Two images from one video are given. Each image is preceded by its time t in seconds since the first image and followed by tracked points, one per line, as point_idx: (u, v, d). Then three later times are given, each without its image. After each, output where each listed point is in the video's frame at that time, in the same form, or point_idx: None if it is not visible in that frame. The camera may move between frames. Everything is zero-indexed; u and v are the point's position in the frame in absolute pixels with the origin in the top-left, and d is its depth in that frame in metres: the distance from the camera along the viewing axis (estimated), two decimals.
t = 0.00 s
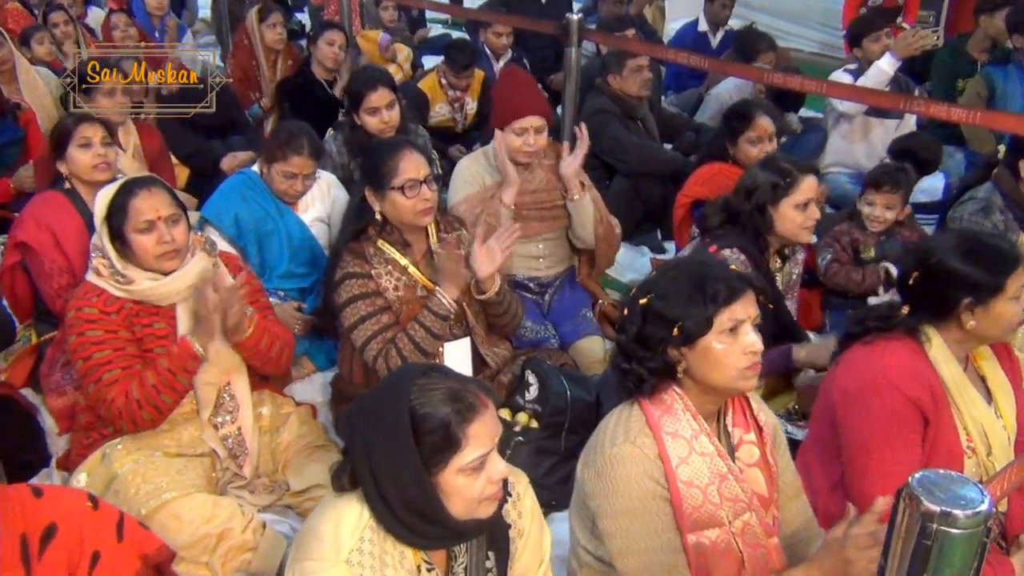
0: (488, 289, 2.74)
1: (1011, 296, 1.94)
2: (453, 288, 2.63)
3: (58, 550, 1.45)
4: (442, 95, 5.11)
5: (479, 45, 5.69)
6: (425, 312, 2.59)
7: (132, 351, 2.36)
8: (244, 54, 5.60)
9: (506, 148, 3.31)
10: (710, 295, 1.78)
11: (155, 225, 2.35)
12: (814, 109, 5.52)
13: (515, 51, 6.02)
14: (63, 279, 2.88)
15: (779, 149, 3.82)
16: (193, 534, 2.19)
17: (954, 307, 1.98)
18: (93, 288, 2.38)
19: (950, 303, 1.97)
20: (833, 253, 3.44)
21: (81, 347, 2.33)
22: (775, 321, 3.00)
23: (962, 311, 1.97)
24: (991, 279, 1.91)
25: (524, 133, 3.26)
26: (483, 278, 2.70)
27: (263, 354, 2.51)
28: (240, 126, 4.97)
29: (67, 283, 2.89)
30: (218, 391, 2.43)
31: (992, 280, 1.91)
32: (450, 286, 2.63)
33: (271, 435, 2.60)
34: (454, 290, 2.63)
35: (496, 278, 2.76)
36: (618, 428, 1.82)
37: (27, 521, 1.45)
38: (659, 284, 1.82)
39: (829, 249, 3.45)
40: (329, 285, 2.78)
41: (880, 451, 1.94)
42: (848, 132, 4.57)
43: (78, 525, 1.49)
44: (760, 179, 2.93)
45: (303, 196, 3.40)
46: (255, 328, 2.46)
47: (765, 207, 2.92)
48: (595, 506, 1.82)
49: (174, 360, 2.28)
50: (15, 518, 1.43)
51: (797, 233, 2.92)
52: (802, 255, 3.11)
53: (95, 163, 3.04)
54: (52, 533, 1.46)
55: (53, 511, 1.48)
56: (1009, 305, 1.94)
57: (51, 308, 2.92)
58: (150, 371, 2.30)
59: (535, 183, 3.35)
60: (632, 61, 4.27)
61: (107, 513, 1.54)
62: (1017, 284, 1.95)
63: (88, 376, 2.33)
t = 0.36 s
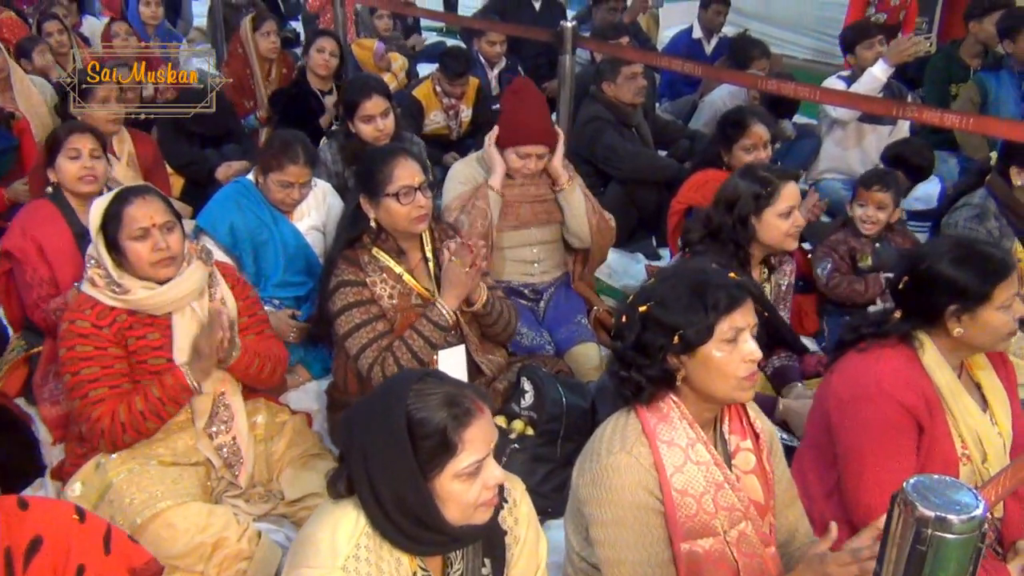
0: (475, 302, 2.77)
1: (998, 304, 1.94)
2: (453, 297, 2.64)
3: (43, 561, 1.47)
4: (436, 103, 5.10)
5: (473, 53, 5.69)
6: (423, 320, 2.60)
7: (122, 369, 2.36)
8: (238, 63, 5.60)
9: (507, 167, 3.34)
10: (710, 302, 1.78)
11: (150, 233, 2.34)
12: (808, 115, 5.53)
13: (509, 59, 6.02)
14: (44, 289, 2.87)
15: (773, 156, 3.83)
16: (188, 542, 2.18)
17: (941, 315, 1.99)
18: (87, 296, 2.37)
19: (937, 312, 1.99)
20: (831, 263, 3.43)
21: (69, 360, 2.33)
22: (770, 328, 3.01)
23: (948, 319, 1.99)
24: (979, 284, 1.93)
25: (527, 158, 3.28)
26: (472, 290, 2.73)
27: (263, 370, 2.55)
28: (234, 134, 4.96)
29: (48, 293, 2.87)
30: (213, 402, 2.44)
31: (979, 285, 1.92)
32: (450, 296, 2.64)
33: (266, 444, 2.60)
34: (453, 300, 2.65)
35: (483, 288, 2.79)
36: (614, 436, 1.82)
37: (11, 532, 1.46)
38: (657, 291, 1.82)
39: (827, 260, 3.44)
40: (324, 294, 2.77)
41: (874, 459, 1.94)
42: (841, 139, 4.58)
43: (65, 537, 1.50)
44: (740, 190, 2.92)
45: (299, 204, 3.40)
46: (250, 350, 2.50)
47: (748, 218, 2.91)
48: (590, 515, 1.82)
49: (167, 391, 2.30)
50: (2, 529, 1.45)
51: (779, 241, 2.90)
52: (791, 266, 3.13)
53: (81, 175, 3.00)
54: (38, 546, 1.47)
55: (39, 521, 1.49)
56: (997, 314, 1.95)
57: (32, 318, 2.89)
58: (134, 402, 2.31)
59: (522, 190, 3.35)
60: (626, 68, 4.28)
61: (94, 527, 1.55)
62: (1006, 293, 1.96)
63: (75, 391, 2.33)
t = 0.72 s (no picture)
0: (470, 311, 2.76)
1: (984, 309, 1.95)
2: (453, 306, 2.66)
3: (86, 551, 1.60)
4: (436, 112, 5.12)
5: (474, 63, 5.71)
6: (425, 329, 2.60)
7: (117, 379, 2.36)
8: (239, 71, 5.61)
9: (512, 176, 3.34)
10: (708, 312, 1.78)
11: (147, 240, 2.34)
12: (807, 125, 5.55)
13: (509, 68, 6.04)
14: (49, 299, 2.88)
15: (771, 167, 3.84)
16: (185, 551, 2.18)
17: (928, 316, 2.01)
18: (85, 303, 2.38)
19: (924, 312, 2.01)
20: (826, 282, 3.45)
21: (67, 370, 2.32)
22: (768, 337, 3.01)
23: (935, 321, 2.01)
24: (965, 288, 1.95)
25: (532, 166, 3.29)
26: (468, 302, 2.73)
27: (261, 379, 2.53)
28: (234, 142, 4.97)
29: (53, 302, 2.89)
30: (211, 408, 2.44)
31: (964, 288, 1.95)
32: (451, 304, 2.66)
33: (264, 451, 2.59)
34: (454, 308, 2.66)
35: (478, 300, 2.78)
36: (612, 446, 1.82)
37: (61, 519, 1.60)
38: (656, 299, 1.83)
39: (821, 277, 3.46)
40: (323, 303, 2.77)
41: (869, 464, 1.94)
42: (840, 148, 4.60)
43: (105, 531, 1.62)
44: (742, 203, 2.91)
45: (298, 213, 3.40)
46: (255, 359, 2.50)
47: (755, 228, 2.91)
48: (590, 525, 1.82)
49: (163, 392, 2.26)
50: (48, 516, 1.59)
51: (784, 248, 2.93)
52: (790, 275, 3.15)
53: (83, 184, 3.01)
54: (83, 535, 1.61)
55: (87, 513, 1.63)
56: (982, 318, 1.96)
57: (37, 326, 2.91)
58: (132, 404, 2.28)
59: (525, 200, 3.34)
60: (625, 78, 4.29)
61: (131, 525, 1.66)
62: (994, 298, 1.96)
63: (71, 399, 2.33)
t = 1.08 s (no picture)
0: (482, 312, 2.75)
1: (985, 312, 1.96)
2: (450, 309, 2.61)
3: (92, 551, 1.62)
4: (442, 117, 5.13)
5: (480, 68, 5.71)
6: (423, 332, 2.57)
7: (126, 369, 2.35)
8: (246, 75, 5.62)
9: (523, 178, 3.32)
10: (713, 317, 1.78)
11: (153, 241, 2.35)
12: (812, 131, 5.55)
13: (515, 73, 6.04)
14: (53, 300, 2.88)
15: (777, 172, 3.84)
16: (190, 554, 2.18)
17: (930, 319, 2.01)
18: (92, 305, 2.38)
19: (925, 315, 2.01)
20: (833, 290, 3.46)
21: (78, 366, 2.33)
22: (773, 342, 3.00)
23: (936, 323, 2.01)
24: (966, 292, 1.95)
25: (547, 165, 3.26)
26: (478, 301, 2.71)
27: (265, 361, 2.55)
28: (241, 146, 4.98)
29: (56, 304, 2.88)
30: (216, 410, 2.44)
31: (965, 290, 1.95)
32: (448, 307, 2.60)
33: (269, 454, 2.59)
34: (450, 310, 2.61)
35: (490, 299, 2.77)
36: (618, 453, 1.82)
37: (69, 521, 1.62)
38: (661, 306, 1.83)
39: (829, 285, 3.47)
40: (326, 305, 2.77)
41: (873, 468, 1.94)
42: (846, 154, 4.58)
43: (114, 532, 1.65)
44: (756, 210, 2.88)
45: (304, 217, 3.41)
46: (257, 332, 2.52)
47: (773, 232, 2.92)
48: (595, 532, 1.81)
49: (151, 371, 2.28)
50: (57, 519, 1.61)
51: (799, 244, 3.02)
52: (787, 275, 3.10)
53: (95, 187, 3.02)
54: (90, 536, 1.63)
55: (94, 514, 1.65)
56: (984, 320, 1.96)
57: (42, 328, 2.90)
58: (121, 398, 2.28)
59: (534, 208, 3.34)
60: (631, 83, 4.28)
61: (139, 525, 1.70)
62: (996, 301, 1.96)
63: (82, 396, 2.32)
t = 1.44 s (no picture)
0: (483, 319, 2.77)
1: (1000, 324, 1.94)
2: (465, 314, 2.65)
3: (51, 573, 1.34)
4: (450, 120, 5.12)
5: (489, 71, 5.72)
6: (437, 337, 2.60)
7: (121, 387, 2.37)
8: (256, 79, 5.64)
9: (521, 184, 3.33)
10: (719, 320, 1.78)
11: (163, 245, 2.36)
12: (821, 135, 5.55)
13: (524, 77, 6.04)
14: (62, 306, 2.90)
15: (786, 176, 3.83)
16: (199, 557, 2.18)
17: (944, 331, 2.00)
18: (100, 309, 2.39)
19: (937, 324, 2.01)
20: (844, 295, 3.45)
21: (73, 373, 2.34)
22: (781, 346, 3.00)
23: (950, 334, 2.00)
24: (982, 301, 1.93)
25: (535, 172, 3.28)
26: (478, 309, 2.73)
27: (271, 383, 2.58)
28: (250, 150, 5.00)
29: (66, 310, 2.90)
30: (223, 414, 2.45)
31: (979, 299, 1.94)
32: (462, 312, 2.65)
33: (277, 457, 2.60)
34: (465, 315, 2.65)
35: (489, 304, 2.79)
36: (624, 454, 1.82)
37: (22, 539, 1.34)
38: (667, 309, 1.83)
39: (840, 291, 3.47)
40: (336, 309, 2.78)
41: (885, 478, 1.93)
42: (855, 157, 4.57)
43: (73, 545, 1.38)
44: (763, 210, 2.87)
45: (313, 221, 3.42)
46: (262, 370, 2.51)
47: (780, 233, 2.88)
48: (602, 533, 1.82)
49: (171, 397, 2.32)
50: (12, 535, 1.33)
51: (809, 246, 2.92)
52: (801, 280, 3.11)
53: (105, 194, 3.05)
54: (49, 555, 1.35)
55: (54, 528, 1.38)
56: (999, 332, 1.94)
57: (50, 334, 2.93)
58: (133, 413, 2.32)
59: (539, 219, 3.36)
60: (640, 86, 4.27)
61: (107, 535, 1.43)
62: (1012, 312, 1.94)
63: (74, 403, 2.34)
